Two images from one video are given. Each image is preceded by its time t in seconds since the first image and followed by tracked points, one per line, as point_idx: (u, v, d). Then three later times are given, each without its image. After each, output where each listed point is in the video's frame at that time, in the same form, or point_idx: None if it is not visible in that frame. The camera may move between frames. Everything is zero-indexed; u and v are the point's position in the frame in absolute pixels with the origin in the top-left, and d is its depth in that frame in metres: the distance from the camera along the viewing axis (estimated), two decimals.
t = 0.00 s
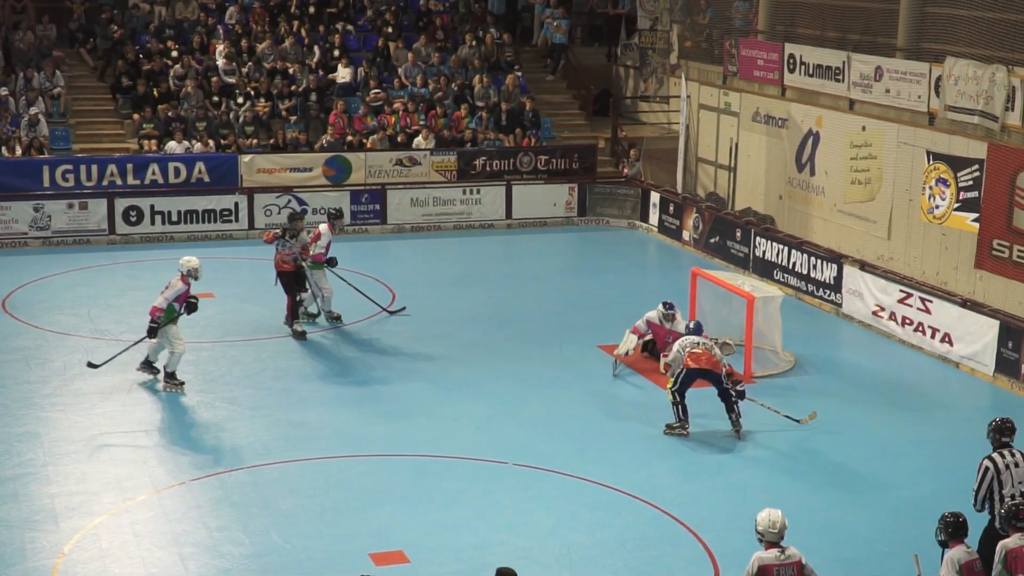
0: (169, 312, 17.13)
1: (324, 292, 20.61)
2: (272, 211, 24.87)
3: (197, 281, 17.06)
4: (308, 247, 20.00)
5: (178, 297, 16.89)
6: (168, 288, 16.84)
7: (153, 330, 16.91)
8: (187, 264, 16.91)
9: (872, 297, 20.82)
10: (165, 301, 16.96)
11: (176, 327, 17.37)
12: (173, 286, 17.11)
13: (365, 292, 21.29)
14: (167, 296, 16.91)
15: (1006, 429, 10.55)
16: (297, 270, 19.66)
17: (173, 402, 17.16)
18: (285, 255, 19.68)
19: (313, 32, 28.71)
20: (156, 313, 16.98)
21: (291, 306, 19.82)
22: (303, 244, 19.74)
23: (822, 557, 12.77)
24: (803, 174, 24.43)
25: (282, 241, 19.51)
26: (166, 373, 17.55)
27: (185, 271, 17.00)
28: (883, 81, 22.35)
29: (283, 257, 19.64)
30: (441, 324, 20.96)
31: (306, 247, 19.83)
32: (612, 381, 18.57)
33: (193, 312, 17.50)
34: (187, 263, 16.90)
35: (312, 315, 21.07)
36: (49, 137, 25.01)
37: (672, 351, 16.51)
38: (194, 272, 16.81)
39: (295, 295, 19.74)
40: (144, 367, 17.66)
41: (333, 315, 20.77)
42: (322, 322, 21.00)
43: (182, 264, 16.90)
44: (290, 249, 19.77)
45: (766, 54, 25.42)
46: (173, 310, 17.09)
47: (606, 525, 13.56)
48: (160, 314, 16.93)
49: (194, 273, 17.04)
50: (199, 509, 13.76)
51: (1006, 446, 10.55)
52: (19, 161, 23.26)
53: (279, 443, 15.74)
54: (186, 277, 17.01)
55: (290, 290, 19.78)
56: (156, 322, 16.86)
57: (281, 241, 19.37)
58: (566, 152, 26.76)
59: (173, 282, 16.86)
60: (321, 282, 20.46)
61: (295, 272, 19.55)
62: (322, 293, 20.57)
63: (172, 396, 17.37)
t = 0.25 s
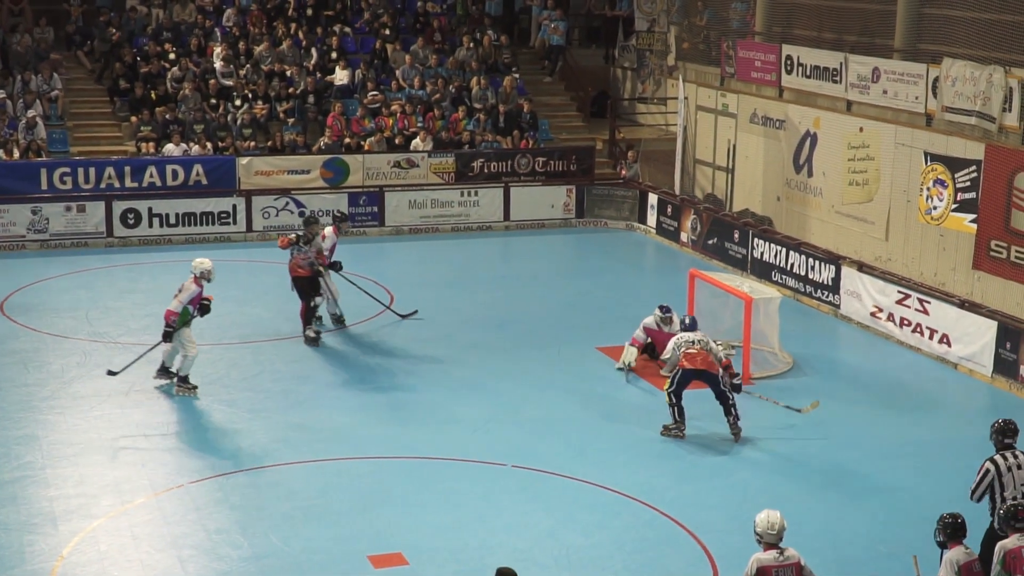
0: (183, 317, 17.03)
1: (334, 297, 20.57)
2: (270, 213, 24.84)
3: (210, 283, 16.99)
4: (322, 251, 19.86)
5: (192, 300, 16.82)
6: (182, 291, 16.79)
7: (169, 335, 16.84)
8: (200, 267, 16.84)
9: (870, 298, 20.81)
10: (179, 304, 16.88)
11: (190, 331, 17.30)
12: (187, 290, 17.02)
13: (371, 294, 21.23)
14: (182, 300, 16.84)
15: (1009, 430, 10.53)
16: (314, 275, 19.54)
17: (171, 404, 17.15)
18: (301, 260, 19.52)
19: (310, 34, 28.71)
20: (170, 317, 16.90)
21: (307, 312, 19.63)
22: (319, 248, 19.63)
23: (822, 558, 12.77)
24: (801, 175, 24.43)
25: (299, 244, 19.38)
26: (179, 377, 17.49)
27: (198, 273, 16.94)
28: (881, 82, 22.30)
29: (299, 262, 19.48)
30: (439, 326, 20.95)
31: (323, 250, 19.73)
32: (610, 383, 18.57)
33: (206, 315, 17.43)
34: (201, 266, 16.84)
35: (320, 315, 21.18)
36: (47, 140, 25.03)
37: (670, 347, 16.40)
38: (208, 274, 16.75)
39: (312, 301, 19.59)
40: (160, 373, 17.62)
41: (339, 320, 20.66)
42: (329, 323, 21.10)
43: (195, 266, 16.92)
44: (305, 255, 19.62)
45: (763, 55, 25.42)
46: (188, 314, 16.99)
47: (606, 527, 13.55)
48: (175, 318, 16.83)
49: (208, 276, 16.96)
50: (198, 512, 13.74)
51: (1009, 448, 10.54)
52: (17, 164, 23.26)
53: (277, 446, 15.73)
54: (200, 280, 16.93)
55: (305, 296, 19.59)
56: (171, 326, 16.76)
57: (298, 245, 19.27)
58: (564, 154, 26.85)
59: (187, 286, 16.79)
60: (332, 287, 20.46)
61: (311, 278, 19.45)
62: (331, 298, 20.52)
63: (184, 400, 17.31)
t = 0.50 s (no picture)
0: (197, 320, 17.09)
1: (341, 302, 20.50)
2: (268, 216, 24.97)
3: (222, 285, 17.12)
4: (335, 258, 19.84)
5: (207, 302, 16.91)
6: (194, 292, 16.90)
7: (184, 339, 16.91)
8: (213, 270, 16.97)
9: (867, 299, 20.82)
10: (193, 308, 16.94)
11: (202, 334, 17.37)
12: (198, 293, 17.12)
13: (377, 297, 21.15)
14: (196, 303, 16.91)
15: (1011, 432, 10.49)
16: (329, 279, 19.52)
17: (169, 407, 17.15)
18: (317, 265, 19.49)
19: (308, 36, 28.73)
20: (184, 321, 16.95)
21: (322, 317, 19.49)
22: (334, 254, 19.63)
23: (819, 560, 12.77)
24: (798, 177, 24.45)
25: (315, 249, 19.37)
26: (191, 381, 17.49)
27: (210, 276, 17.05)
28: (878, 83, 22.28)
29: (315, 268, 19.45)
30: (437, 328, 20.95)
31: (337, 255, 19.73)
32: (607, 385, 18.57)
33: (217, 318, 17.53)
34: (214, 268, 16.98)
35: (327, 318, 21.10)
36: (44, 143, 25.07)
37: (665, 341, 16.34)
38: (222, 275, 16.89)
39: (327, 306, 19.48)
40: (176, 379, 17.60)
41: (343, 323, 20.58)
42: (333, 325, 21.19)
43: (206, 269, 17.12)
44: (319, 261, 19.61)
45: (761, 57, 25.40)
46: (201, 317, 17.07)
47: (603, 528, 13.56)
48: (190, 321, 16.91)
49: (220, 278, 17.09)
50: (195, 514, 13.74)
51: (1012, 449, 10.52)
52: (14, 167, 23.22)
53: (274, 449, 15.72)
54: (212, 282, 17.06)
55: (321, 302, 19.47)
56: (186, 328, 16.79)
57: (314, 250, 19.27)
58: (562, 156, 26.80)
59: (201, 288, 16.89)
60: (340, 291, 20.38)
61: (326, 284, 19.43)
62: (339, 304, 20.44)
63: (197, 405, 17.26)
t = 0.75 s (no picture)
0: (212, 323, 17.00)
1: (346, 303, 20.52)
2: (266, 218, 24.97)
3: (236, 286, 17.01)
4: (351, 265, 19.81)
5: (221, 305, 16.82)
6: (210, 296, 16.77)
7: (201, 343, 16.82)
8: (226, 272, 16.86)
9: (866, 300, 20.83)
10: (208, 311, 16.84)
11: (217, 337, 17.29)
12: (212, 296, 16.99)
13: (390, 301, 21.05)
14: (211, 306, 16.81)
15: (1017, 433, 10.42)
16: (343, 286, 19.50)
17: (168, 409, 17.15)
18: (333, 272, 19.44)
19: (306, 38, 28.75)
20: (200, 325, 16.85)
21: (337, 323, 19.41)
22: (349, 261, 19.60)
23: (819, 561, 12.77)
24: (797, 178, 24.46)
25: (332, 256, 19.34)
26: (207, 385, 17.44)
27: (224, 278, 16.94)
28: (876, 84, 22.26)
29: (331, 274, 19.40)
30: (436, 330, 20.94)
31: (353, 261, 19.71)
32: (606, 386, 18.57)
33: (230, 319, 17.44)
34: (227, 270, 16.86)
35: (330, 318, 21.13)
36: (43, 146, 25.10)
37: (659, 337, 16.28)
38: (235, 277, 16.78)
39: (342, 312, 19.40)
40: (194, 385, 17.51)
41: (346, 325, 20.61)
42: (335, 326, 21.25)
43: (219, 271, 16.95)
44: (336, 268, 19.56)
45: (759, 58, 25.40)
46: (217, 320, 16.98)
47: (602, 531, 13.55)
48: (206, 325, 16.82)
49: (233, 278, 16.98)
50: (195, 517, 13.74)
51: (1017, 451, 10.47)
52: (13, 170, 23.21)
53: (273, 452, 15.72)
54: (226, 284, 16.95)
55: (336, 308, 19.38)
56: (204, 332, 16.71)
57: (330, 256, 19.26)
58: (560, 158, 26.83)
59: (215, 291, 16.78)
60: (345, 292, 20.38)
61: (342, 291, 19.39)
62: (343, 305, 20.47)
63: (213, 408, 17.21)
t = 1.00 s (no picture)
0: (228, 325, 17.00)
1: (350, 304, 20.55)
2: (265, 221, 24.99)
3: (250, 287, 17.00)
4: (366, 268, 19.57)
5: (238, 307, 16.82)
6: (225, 299, 16.75)
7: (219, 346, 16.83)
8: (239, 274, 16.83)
9: (865, 301, 20.84)
10: (224, 314, 16.84)
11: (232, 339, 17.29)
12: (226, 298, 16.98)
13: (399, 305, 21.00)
14: (226, 309, 16.80)
15: (1021, 435, 10.36)
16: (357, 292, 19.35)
17: (167, 412, 17.15)
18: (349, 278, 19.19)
19: (305, 40, 28.78)
20: (217, 328, 16.85)
21: (354, 330, 19.28)
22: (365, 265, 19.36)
23: (819, 562, 12.76)
24: (795, 179, 24.47)
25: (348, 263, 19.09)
26: (221, 389, 17.41)
27: (237, 280, 16.92)
28: (875, 85, 22.30)
29: (347, 281, 19.16)
30: (435, 332, 20.94)
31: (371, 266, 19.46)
32: (606, 388, 18.57)
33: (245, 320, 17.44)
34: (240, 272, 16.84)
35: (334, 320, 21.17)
36: (42, 149, 25.10)
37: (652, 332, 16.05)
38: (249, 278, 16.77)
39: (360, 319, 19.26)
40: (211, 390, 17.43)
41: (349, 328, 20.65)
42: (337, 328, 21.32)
43: (233, 273, 16.92)
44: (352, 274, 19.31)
45: (758, 60, 25.40)
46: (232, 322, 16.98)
47: (602, 532, 13.54)
48: (223, 327, 16.83)
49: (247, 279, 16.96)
50: (194, 519, 13.74)
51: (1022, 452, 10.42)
52: (12, 173, 23.22)
53: (273, 454, 15.71)
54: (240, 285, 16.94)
55: (354, 315, 19.21)
56: (221, 336, 16.70)
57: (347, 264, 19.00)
58: (559, 160, 26.84)
59: (229, 294, 16.76)
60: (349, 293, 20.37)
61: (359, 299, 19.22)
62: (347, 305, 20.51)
63: (230, 412, 17.20)
